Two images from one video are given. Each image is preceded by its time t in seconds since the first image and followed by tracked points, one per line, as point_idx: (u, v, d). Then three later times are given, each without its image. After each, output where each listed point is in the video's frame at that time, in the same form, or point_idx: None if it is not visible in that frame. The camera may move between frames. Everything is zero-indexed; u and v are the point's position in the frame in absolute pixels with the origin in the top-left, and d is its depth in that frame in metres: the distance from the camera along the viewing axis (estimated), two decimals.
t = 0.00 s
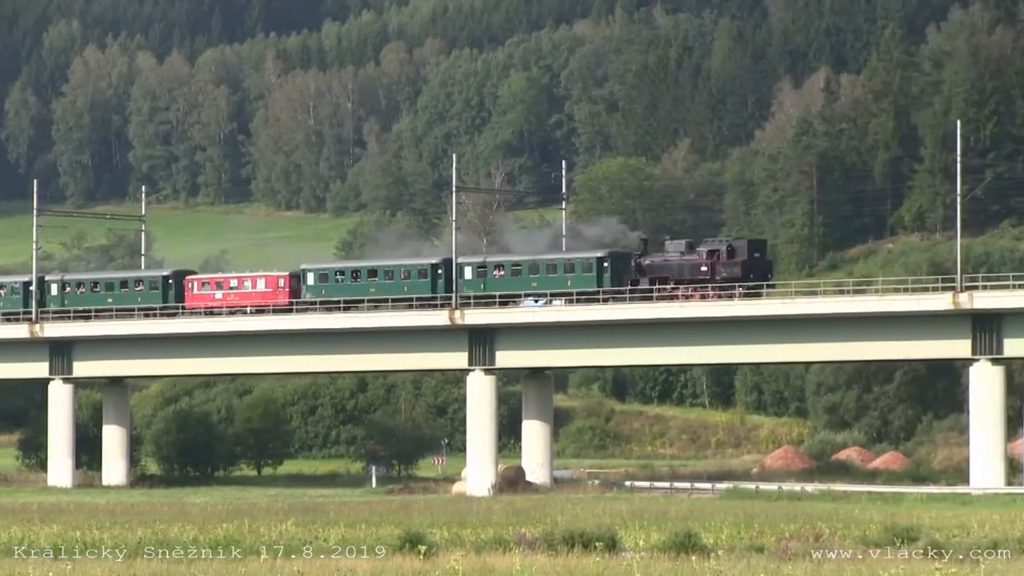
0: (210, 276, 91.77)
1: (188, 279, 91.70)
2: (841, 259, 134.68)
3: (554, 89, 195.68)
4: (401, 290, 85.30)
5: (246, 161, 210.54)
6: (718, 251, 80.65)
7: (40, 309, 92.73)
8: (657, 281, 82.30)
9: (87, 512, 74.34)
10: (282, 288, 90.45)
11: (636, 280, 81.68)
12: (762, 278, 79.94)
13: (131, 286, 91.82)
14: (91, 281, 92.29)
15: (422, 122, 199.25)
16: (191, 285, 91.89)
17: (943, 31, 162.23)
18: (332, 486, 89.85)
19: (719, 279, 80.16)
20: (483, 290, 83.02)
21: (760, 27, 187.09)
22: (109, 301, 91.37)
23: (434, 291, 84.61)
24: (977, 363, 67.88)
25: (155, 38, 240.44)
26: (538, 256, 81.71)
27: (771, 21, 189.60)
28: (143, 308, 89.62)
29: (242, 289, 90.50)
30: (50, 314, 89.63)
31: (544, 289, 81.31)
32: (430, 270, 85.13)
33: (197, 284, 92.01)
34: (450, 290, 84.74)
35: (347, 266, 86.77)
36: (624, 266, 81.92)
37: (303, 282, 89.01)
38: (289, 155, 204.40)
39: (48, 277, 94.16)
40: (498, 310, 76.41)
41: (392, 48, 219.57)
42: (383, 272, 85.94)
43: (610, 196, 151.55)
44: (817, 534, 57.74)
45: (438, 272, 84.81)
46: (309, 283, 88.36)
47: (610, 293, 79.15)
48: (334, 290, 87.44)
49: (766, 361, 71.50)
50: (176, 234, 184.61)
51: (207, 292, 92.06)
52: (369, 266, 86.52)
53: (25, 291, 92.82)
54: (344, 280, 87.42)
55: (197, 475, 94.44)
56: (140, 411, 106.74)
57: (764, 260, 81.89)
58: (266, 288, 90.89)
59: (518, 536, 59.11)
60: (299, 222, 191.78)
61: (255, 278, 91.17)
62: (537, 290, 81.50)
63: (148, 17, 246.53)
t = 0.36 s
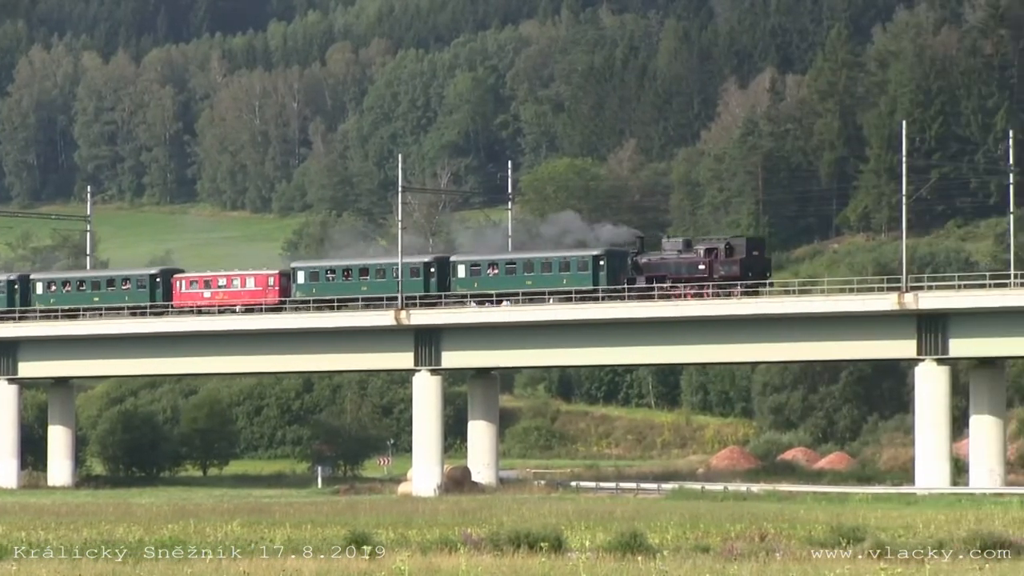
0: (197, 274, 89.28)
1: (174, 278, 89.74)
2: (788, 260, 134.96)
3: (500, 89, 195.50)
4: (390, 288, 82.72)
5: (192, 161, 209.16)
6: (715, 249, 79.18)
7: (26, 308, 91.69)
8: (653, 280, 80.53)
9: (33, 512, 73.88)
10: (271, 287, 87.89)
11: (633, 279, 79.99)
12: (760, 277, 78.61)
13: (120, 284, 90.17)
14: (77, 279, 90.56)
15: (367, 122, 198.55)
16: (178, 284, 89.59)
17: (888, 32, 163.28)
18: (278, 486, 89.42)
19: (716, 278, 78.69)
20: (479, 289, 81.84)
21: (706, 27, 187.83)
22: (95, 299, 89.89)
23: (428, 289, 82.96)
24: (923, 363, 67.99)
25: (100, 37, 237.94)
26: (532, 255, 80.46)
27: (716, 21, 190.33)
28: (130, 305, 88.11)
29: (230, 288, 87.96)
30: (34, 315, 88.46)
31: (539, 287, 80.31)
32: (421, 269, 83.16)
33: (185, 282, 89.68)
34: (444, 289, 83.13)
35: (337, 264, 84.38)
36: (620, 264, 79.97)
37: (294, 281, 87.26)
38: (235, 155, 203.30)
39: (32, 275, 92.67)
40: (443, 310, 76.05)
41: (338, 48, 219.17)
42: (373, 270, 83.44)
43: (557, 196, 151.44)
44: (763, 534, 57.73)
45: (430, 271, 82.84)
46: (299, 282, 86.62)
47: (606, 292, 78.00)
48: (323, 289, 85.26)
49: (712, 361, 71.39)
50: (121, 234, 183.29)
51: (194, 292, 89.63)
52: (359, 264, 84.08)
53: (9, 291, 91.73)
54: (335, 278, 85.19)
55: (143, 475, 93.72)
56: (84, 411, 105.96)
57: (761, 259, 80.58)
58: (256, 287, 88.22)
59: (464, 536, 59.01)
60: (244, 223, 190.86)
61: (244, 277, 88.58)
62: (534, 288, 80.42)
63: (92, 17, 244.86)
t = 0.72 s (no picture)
0: (186, 273, 88.20)
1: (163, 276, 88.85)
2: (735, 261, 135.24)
3: (446, 90, 195.25)
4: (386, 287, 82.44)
5: (138, 161, 207.67)
6: (715, 248, 78.43)
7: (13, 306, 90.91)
8: (652, 278, 79.66)
9: None
10: (262, 285, 86.85)
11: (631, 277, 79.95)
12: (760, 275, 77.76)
13: (108, 283, 89.22)
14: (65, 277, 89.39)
15: (314, 122, 197.73)
16: (167, 282, 88.43)
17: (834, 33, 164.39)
18: (223, 486, 89.16)
19: (716, 276, 77.83)
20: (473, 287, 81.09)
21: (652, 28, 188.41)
22: (82, 298, 89.00)
23: (421, 288, 82.06)
24: (868, 363, 68.12)
25: (46, 37, 235.38)
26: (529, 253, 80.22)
27: (662, 22, 190.96)
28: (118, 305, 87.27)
29: (220, 286, 86.74)
30: (19, 313, 87.50)
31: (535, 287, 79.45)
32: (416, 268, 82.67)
33: (174, 281, 88.39)
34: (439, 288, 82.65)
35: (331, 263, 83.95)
36: (617, 262, 80.11)
37: (285, 280, 86.48)
38: (181, 155, 202.10)
39: (18, 273, 91.81)
40: (389, 311, 75.71)
41: (285, 49, 218.59)
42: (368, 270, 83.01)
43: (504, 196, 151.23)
44: (708, 534, 57.80)
45: (425, 269, 82.47)
46: (290, 281, 85.71)
47: (600, 288, 77.55)
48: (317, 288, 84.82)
49: (659, 362, 71.41)
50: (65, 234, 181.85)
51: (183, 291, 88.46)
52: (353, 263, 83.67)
53: None
54: (327, 277, 84.75)
55: (89, 476, 92.94)
56: (29, 411, 105.15)
57: (760, 258, 79.85)
58: (246, 286, 87.19)
59: (409, 536, 58.84)
60: (190, 223, 189.75)
61: (234, 275, 87.45)
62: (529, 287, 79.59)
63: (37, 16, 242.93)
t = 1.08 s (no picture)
0: (166, 272, 84.94)
1: (143, 275, 85.51)
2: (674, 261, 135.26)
3: (382, 90, 194.69)
4: (370, 285, 80.40)
5: (74, 161, 205.66)
6: (706, 246, 76.42)
7: None
8: (641, 277, 77.83)
9: None
10: (243, 284, 83.96)
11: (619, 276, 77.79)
12: (751, 274, 75.71)
13: (85, 281, 86.33)
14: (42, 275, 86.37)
15: (250, 122, 196.47)
16: (148, 281, 85.07)
17: (770, 33, 165.34)
18: (159, 486, 88.65)
19: (706, 275, 75.90)
20: (459, 286, 79.19)
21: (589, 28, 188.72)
22: (60, 297, 85.80)
23: (406, 286, 79.83)
24: (805, 364, 68.13)
25: None
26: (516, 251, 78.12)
27: (600, 23, 191.25)
28: (100, 304, 84.02)
29: (201, 285, 83.77)
30: None
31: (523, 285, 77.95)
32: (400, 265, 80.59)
33: (154, 280, 85.21)
34: (423, 288, 80.43)
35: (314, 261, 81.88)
36: (606, 260, 77.65)
37: (266, 277, 84.23)
38: (117, 155, 200.32)
39: None
40: (327, 311, 75.31)
41: (221, 49, 217.34)
42: (351, 267, 81.02)
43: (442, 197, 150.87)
44: (645, 533, 57.78)
45: (410, 268, 80.32)
46: (272, 279, 83.48)
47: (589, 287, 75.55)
48: (300, 286, 82.64)
49: (600, 363, 71.15)
50: None
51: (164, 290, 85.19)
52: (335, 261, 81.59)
53: None
54: (311, 275, 82.39)
55: (25, 477, 91.42)
56: None
57: (752, 254, 77.76)
58: (228, 285, 84.37)
59: (346, 535, 58.64)
60: (125, 224, 188.09)
61: (215, 274, 84.62)
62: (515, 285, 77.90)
63: None
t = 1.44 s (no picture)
0: (148, 269, 84.86)
1: (126, 273, 85.40)
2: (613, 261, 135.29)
3: (319, 90, 194.05)
4: (356, 283, 78.97)
5: (10, 161, 203.75)
6: (698, 243, 75.72)
7: None
8: (633, 275, 77.04)
9: None
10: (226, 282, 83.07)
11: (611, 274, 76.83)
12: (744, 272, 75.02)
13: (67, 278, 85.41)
14: (22, 273, 85.21)
15: (187, 122, 195.26)
16: (130, 279, 85.00)
17: (707, 33, 165.77)
18: (96, 486, 87.87)
19: (699, 272, 75.19)
20: (447, 284, 77.76)
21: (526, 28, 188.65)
22: (41, 296, 84.84)
23: (394, 284, 78.93)
24: (741, 363, 68.21)
25: None
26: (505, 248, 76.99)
27: (537, 23, 191.33)
28: (81, 303, 83.35)
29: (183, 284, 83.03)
30: None
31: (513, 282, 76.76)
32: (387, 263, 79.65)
33: (137, 278, 85.04)
34: (410, 286, 79.19)
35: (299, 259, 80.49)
36: (598, 257, 76.22)
37: (250, 276, 82.76)
38: (53, 155, 198.62)
39: None
40: (263, 311, 74.88)
41: (158, 49, 215.87)
42: (337, 265, 79.77)
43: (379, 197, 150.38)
44: (582, 533, 57.66)
45: (397, 265, 79.20)
46: (256, 278, 81.82)
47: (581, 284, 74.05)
48: (284, 284, 81.03)
49: (535, 363, 71.05)
50: None
51: (146, 287, 85.19)
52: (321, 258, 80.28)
53: None
54: (296, 273, 80.74)
55: None
56: None
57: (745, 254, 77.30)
58: (210, 282, 83.38)
59: (282, 536, 58.18)
60: (61, 224, 186.53)
61: (198, 271, 83.71)
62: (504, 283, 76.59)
63: None
